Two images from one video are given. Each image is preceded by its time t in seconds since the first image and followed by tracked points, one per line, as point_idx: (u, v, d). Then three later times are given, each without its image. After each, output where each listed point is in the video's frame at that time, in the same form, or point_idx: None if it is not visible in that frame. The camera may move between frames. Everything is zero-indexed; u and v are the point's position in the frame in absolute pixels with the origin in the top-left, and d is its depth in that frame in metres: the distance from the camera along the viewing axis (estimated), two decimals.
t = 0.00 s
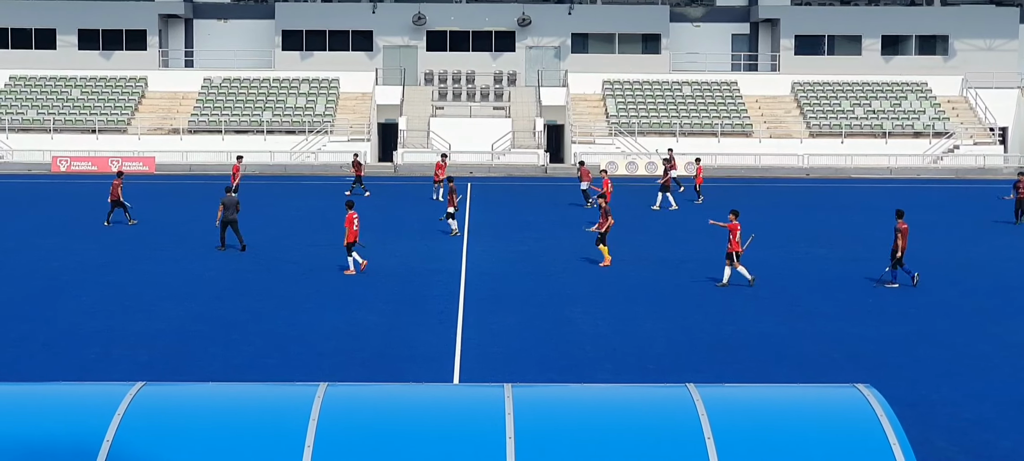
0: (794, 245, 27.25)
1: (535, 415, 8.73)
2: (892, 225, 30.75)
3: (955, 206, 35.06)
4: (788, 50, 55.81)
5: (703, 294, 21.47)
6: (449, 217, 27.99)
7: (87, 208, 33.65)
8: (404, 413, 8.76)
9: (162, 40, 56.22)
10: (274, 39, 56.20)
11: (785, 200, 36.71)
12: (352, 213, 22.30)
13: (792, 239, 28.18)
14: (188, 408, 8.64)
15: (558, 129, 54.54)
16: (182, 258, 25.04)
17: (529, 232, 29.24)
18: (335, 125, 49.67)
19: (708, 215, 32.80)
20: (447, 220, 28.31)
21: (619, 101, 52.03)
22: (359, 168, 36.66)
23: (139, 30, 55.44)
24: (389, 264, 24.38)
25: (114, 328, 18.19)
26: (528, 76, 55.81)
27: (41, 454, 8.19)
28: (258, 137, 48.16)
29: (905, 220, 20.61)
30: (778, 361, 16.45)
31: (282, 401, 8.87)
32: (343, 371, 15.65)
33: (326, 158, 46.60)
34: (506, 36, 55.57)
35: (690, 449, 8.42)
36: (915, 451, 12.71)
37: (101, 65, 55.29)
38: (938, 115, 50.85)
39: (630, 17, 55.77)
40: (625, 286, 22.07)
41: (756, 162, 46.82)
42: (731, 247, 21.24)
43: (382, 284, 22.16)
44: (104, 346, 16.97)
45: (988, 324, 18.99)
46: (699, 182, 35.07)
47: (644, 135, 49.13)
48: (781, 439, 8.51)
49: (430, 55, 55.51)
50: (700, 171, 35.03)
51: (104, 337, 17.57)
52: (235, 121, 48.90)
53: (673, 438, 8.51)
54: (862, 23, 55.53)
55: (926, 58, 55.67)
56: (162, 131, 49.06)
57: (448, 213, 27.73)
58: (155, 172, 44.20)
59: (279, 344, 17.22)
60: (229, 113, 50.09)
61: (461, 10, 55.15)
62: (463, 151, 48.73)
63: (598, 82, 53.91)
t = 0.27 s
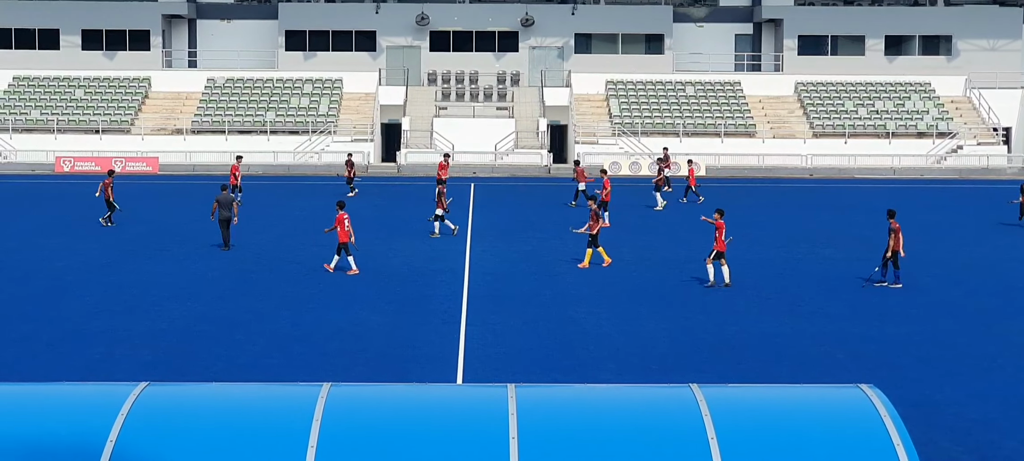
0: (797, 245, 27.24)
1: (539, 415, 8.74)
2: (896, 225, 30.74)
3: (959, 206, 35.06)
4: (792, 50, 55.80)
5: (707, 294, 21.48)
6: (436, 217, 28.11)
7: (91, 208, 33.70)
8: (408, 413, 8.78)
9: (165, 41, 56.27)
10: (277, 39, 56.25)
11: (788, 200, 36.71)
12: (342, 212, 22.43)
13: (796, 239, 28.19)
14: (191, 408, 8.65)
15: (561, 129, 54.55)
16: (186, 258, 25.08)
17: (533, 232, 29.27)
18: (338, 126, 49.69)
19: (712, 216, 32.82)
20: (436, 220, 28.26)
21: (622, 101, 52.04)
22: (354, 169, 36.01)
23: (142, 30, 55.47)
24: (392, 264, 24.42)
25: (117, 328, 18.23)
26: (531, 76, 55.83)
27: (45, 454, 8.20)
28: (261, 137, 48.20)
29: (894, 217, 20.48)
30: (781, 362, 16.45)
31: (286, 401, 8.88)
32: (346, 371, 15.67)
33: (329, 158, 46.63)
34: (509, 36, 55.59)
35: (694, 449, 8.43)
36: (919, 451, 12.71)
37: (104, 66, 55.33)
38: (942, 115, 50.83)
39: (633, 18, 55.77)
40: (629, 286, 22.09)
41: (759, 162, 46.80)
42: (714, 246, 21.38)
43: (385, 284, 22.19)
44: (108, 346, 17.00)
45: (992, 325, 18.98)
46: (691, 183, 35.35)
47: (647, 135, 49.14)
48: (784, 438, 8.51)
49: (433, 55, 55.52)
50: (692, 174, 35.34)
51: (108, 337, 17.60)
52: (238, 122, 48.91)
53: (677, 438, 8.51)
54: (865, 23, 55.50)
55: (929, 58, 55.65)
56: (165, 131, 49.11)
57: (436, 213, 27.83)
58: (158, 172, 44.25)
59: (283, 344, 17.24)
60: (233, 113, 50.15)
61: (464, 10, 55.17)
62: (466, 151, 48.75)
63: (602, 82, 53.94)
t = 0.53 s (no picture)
0: (799, 245, 27.24)
1: (540, 415, 8.74)
2: (897, 225, 30.73)
3: (961, 206, 35.05)
4: (794, 50, 55.79)
5: (709, 294, 21.47)
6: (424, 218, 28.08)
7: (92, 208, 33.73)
8: (409, 413, 8.79)
9: (167, 41, 56.31)
10: (279, 39, 56.28)
11: (790, 200, 36.70)
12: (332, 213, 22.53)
13: (798, 239, 28.18)
14: (193, 408, 8.66)
15: (563, 129, 54.57)
16: (187, 258, 25.11)
17: (535, 232, 29.28)
18: (340, 126, 49.73)
19: (714, 216, 32.81)
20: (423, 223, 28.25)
21: (624, 101, 52.07)
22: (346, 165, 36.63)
23: (144, 31, 55.51)
24: (394, 264, 24.43)
25: (119, 328, 18.24)
26: (534, 76, 55.85)
27: (46, 454, 8.21)
28: (263, 137, 48.24)
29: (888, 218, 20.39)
30: (783, 361, 16.45)
31: (287, 401, 8.89)
32: (347, 372, 15.67)
33: (331, 158, 46.66)
34: (511, 36, 55.62)
35: (694, 450, 8.43)
36: (920, 451, 12.71)
37: (107, 66, 55.37)
38: (944, 115, 50.83)
39: (635, 18, 55.79)
40: (630, 287, 22.10)
41: (761, 162, 46.82)
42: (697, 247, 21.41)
43: (387, 284, 22.20)
44: (109, 346, 17.01)
45: (993, 324, 18.97)
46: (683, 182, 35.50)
47: (649, 135, 49.17)
48: (785, 439, 8.51)
49: (435, 55, 55.53)
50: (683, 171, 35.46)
51: (109, 337, 17.61)
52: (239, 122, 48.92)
53: (679, 439, 8.51)
54: (866, 23, 55.52)
55: (931, 58, 55.64)
56: (168, 131, 49.15)
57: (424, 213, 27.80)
58: (160, 173, 44.29)
59: (284, 345, 17.25)
60: (235, 114, 50.18)
61: (466, 11, 55.19)
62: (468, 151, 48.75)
63: (604, 82, 53.99)
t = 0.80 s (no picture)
0: (803, 245, 27.22)
1: (544, 416, 8.75)
2: (901, 225, 30.70)
3: (965, 206, 35.00)
4: (797, 50, 55.75)
5: (712, 294, 21.46)
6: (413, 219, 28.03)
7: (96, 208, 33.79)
8: (413, 414, 8.80)
9: (170, 41, 56.37)
10: (283, 39, 56.34)
11: (794, 200, 36.67)
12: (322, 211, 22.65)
13: (802, 239, 28.18)
14: (197, 408, 8.67)
15: (566, 129, 54.57)
16: (191, 258, 25.14)
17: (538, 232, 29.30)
18: (343, 126, 49.78)
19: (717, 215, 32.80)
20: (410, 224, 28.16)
21: (627, 101, 52.09)
22: (340, 165, 36.92)
23: (147, 31, 55.56)
24: (397, 264, 24.44)
25: (122, 328, 18.27)
26: (537, 76, 55.84)
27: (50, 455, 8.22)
28: (266, 137, 48.28)
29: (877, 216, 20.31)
30: (786, 362, 16.45)
31: (291, 401, 8.90)
32: (350, 372, 15.69)
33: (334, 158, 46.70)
34: (514, 36, 55.64)
35: (698, 450, 8.44)
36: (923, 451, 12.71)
37: (110, 66, 55.45)
38: (947, 114, 50.81)
39: (638, 18, 55.79)
40: (633, 287, 22.10)
41: (764, 162, 46.83)
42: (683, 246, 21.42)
43: (390, 284, 22.22)
44: (113, 347, 17.04)
45: (997, 324, 18.97)
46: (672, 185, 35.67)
47: (652, 135, 49.17)
48: (789, 438, 8.52)
49: (439, 55, 55.54)
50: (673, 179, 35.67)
51: (113, 337, 17.64)
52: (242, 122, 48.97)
53: (683, 439, 8.52)
54: (870, 23, 55.49)
55: (934, 58, 55.61)
56: (171, 131, 49.22)
57: (412, 215, 27.74)
58: (163, 173, 44.35)
59: (287, 345, 17.27)
60: (238, 114, 50.22)
61: (470, 11, 55.20)
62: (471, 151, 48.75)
63: (607, 82, 54.04)
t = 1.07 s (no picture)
0: (810, 239, 27.21)
1: (550, 409, 8.79)
2: (909, 219, 30.66)
3: (973, 199, 34.93)
4: (804, 43, 55.65)
5: (719, 288, 21.47)
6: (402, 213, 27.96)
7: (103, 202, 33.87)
8: (420, 408, 8.84)
9: (177, 34, 56.42)
10: (289, 33, 56.37)
11: (802, 194, 36.63)
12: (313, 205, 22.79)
13: (808, 233, 28.18)
14: (204, 402, 8.71)
15: (573, 123, 54.55)
16: (197, 251, 25.21)
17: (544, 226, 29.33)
18: (350, 120, 49.84)
19: (725, 209, 32.81)
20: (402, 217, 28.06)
21: (634, 95, 52.08)
22: (334, 158, 36.92)
23: (154, 25, 55.62)
24: (404, 258, 24.46)
25: (129, 322, 18.33)
26: (543, 70, 55.80)
27: (57, 449, 8.26)
28: (273, 131, 48.34)
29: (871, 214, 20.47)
30: (793, 355, 16.47)
31: (299, 395, 8.94)
32: (357, 366, 15.74)
33: (341, 152, 46.76)
34: (521, 30, 55.59)
35: (704, 443, 8.46)
36: (930, 445, 12.73)
37: (117, 60, 55.54)
38: (954, 108, 50.73)
39: (644, 11, 55.75)
40: (639, 280, 22.13)
41: (771, 156, 46.81)
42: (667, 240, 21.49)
43: (397, 278, 22.27)
44: (121, 340, 17.11)
45: (1004, 318, 18.97)
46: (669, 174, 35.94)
47: (659, 128, 49.16)
48: (795, 432, 8.54)
49: (445, 49, 55.54)
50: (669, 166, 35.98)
51: (120, 331, 17.71)
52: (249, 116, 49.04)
53: (688, 432, 8.54)
54: (877, 16, 55.38)
55: (942, 52, 55.50)
56: (178, 125, 49.31)
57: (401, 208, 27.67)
58: (170, 167, 44.44)
59: (295, 339, 17.33)
60: (245, 108, 50.28)
61: (476, 4, 55.17)
62: (478, 145, 48.74)
63: (613, 75, 54.02)
